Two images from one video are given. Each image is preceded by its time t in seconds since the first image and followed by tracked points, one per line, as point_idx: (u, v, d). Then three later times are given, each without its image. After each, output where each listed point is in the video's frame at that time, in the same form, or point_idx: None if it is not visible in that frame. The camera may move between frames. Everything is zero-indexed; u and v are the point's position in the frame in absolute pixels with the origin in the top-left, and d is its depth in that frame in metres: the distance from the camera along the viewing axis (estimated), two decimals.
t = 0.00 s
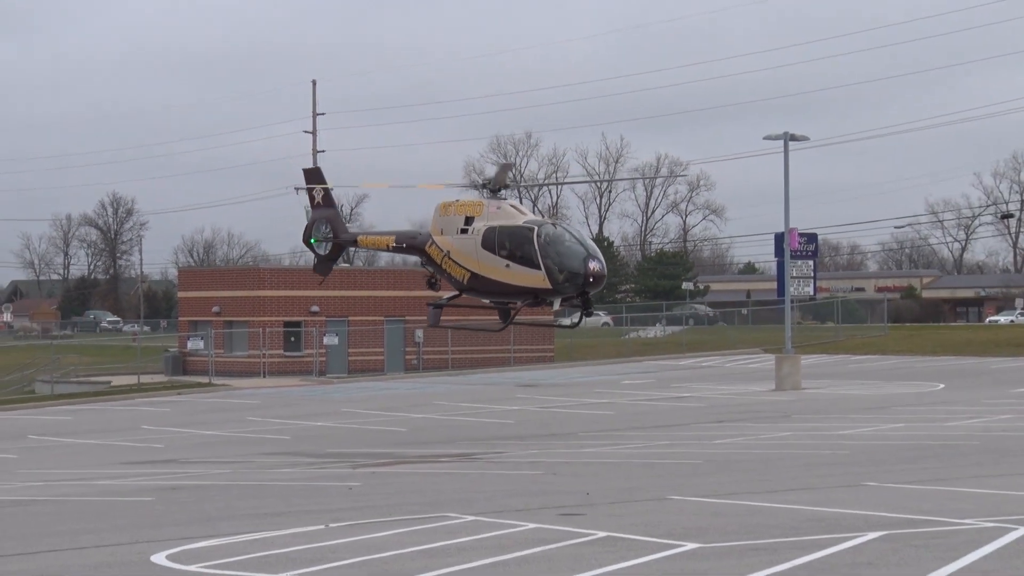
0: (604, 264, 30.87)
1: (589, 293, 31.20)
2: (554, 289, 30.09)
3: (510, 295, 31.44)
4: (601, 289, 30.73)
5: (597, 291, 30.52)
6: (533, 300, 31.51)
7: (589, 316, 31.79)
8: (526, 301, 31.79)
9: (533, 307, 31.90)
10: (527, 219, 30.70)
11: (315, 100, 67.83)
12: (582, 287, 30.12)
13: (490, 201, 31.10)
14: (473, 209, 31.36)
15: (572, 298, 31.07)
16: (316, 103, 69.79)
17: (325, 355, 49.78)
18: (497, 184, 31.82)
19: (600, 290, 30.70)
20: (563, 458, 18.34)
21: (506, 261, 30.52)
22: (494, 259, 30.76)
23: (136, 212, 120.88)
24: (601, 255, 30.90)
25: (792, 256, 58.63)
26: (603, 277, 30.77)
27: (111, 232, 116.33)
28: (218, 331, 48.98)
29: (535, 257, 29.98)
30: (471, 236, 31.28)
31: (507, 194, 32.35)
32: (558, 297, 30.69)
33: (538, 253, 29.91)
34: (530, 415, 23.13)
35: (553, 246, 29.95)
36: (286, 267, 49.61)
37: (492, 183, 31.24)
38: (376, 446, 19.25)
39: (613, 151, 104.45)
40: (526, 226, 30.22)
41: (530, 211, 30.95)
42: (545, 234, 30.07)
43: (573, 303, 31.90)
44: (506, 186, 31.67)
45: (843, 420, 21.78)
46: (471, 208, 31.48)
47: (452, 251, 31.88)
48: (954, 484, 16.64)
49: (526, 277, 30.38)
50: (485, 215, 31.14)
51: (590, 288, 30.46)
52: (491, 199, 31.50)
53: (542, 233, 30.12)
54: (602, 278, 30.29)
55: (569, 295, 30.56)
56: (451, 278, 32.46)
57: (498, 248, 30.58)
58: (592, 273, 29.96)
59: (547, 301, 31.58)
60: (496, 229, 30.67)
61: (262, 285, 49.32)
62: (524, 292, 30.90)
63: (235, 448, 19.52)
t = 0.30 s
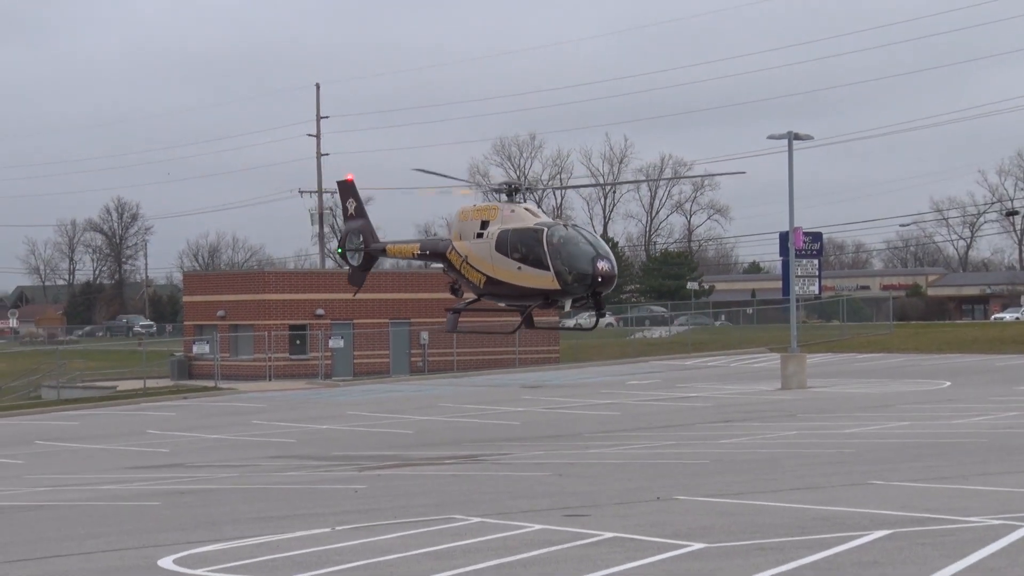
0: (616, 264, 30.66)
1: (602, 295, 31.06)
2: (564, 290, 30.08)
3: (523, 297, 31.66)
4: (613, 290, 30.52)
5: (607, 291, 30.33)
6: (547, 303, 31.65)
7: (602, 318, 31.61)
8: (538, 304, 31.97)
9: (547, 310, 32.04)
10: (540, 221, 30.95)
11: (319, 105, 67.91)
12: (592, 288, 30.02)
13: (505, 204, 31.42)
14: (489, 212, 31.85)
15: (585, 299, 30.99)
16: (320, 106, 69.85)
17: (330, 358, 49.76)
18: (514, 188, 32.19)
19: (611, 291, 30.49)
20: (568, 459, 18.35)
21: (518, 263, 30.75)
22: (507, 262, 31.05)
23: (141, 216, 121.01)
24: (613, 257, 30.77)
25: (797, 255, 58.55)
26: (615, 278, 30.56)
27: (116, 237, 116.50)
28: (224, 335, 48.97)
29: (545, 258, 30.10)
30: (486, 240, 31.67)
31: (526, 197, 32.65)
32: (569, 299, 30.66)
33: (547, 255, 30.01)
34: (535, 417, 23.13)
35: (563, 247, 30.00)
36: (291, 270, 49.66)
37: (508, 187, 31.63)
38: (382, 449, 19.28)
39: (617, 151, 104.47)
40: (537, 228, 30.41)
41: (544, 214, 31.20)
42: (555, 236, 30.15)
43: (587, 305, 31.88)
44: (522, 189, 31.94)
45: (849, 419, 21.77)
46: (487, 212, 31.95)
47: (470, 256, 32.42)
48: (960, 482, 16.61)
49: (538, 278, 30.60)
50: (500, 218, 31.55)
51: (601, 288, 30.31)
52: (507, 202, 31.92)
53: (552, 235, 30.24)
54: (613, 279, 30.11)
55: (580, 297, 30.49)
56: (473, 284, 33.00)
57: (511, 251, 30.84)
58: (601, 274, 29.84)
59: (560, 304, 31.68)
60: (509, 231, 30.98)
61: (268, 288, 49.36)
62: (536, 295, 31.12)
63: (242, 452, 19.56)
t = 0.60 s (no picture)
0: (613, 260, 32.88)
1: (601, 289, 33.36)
2: (563, 286, 32.45)
3: (527, 293, 33.97)
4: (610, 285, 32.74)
5: (604, 287, 32.57)
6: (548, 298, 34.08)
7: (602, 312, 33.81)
8: (542, 300, 34.32)
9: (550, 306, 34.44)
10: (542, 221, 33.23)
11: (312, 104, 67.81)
12: (589, 283, 32.26)
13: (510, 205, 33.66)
14: (495, 213, 34.39)
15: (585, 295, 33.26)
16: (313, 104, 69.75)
17: (323, 356, 49.69)
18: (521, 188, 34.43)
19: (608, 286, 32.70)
20: (562, 457, 18.36)
21: (519, 260, 33.16)
22: (510, 259, 33.51)
23: (134, 214, 120.93)
24: (611, 254, 32.93)
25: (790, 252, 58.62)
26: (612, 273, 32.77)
27: (108, 234, 116.41)
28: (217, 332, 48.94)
29: (544, 256, 32.47)
30: (492, 239, 34.24)
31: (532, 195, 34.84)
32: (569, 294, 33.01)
33: (546, 253, 32.34)
34: (529, 415, 23.13)
35: (560, 246, 32.32)
36: (284, 268, 49.62)
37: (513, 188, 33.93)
38: (376, 446, 19.29)
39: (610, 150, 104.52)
40: (537, 228, 32.78)
41: (547, 213, 33.48)
42: (553, 235, 32.45)
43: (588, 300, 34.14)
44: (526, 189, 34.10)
45: (842, 417, 21.79)
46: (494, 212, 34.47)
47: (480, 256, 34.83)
48: (952, 479, 16.64)
49: (539, 275, 32.99)
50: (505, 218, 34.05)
51: (599, 283, 32.52)
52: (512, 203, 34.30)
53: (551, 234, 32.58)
54: (609, 275, 32.29)
55: (579, 292, 32.81)
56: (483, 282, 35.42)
57: (514, 249, 33.27)
58: (597, 270, 32.09)
59: (561, 299, 34.04)
60: (511, 230, 33.45)
61: (261, 286, 49.34)
62: (538, 290, 33.45)
63: (236, 449, 19.56)
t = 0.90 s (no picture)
0: (611, 255, 33.30)
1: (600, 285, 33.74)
2: (561, 282, 32.87)
3: (528, 290, 34.69)
4: (607, 279, 33.20)
5: (601, 282, 33.04)
6: (548, 294, 34.55)
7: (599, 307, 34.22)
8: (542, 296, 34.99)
9: (551, 302, 34.89)
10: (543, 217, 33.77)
11: (303, 99, 67.72)
12: (587, 278, 32.70)
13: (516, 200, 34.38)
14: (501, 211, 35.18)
15: (583, 290, 33.73)
16: (305, 100, 69.70)
17: (314, 351, 49.68)
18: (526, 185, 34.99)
19: (605, 280, 33.17)
20: (553, 453, 18.37)
21: (519, 257, 33.83)
22: (511, 257, 34.29)
23: (125, 209, 120.87)
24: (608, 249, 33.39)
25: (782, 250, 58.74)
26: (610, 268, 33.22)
27: (100, 228, 116.42)
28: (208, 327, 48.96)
29: (542, 252, 32.93)
30: (496, 237, 35.07)
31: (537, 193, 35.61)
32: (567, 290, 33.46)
33: (544, 249, 32.82)
34: (519, 411, 23.17)
35: (558, 241, 32.76)
36: (275, 263, 49.57)
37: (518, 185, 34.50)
38: (367, 442, 19.31)
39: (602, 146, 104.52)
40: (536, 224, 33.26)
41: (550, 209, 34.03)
42: (552, 230, 32.89)
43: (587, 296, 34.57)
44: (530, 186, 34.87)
45: (831, 414, 21.83)
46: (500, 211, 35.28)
47: (485, 254, 35.88)
48: (941, 477, 16.67)
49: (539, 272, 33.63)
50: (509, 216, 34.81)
51: (597, 278, 32.98)
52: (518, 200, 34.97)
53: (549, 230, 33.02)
54: (606, 269, 32.78)
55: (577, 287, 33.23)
56: (490, 281, 36.47)
57: (515, 246, 33.88)
58: (595, 265, 32.56)
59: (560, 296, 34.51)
60: (514, 227, 34.13)
61: (253, 281, 49.26)
62: (538, 287, 34.15)
63: (226, 444, 19.56)
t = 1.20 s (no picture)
0: (617, 250, 33.29)
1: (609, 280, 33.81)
2: (564, 276, 33.19)
3: (536, 285, 35.13)
4: (612, 274, 33.20)
5: (605, 276, 33.06)
6: (555, 288, 35.05)
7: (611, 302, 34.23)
8: (550, 291, 35.42)
9: (558, 296, 35.37)
10: (552, 211, 34.12)
11: (298, 92, 67.58)
12: (590, 272, 32.82)
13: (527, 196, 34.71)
14: (510, 207, 35.58)
15: (590, 285, 33.93)
16: (300, 93, 69.55)
17: (309, 345, 49.64)
18: (537, 179, 35.30)
19: (610, 275, 33.18)
20: (548, 448, 18.37)
21: (526, 253, 34.27)
22: (518, 253, 34.74)
23: (120, 201, 121.02)
24: (616, 244, 33.39)
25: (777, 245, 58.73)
26: (615, 263, 33.18)
27: (94, 220, 116.73)
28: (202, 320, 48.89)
29: (546, 247, 33.42)
30: (505, 233, 35.52)
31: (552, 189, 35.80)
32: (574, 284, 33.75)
33: (547, 243, 33.29)
34: (513, 405, 23.16)
35: (561, 235, 33.14)
36: (270, 255, 49.67)
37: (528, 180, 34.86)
38: (360, 436, 19.34)
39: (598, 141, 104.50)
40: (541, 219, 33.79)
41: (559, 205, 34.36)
42: (556, 225, 33.33)
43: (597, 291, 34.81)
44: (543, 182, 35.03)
45: (825, 410, 21.83)
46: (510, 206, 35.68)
47: (496, 250, 36.37)
48: (935, 473, 16.70)
49: (546, 267, 34.02)
50: (519, 211, 35.18)
51: (602, 273, 33.04)
52: (527, 195, 35.28)
53: (553, 226, 33.49)
54: (609, 264, 32.74)
55: (583, 282, 33.44)
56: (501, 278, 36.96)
57: (522, 241, 34.37)
58: (596, 259, 32.64)
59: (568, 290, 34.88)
60: (522, 223, 34.56)
61: (247, 274, 49.27)
62: (544, 282, 34.57)
63: (219, 437, 19.57)
